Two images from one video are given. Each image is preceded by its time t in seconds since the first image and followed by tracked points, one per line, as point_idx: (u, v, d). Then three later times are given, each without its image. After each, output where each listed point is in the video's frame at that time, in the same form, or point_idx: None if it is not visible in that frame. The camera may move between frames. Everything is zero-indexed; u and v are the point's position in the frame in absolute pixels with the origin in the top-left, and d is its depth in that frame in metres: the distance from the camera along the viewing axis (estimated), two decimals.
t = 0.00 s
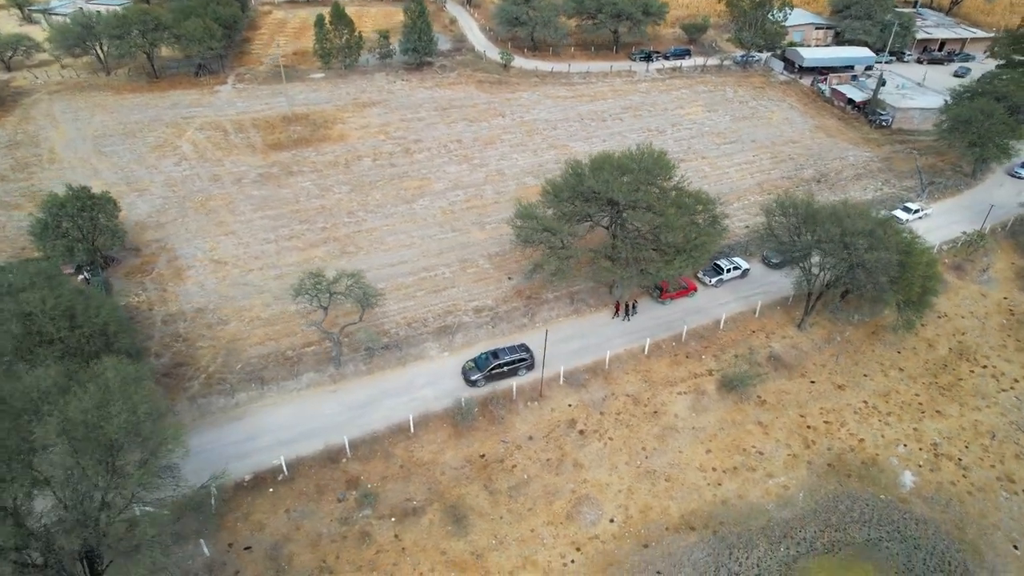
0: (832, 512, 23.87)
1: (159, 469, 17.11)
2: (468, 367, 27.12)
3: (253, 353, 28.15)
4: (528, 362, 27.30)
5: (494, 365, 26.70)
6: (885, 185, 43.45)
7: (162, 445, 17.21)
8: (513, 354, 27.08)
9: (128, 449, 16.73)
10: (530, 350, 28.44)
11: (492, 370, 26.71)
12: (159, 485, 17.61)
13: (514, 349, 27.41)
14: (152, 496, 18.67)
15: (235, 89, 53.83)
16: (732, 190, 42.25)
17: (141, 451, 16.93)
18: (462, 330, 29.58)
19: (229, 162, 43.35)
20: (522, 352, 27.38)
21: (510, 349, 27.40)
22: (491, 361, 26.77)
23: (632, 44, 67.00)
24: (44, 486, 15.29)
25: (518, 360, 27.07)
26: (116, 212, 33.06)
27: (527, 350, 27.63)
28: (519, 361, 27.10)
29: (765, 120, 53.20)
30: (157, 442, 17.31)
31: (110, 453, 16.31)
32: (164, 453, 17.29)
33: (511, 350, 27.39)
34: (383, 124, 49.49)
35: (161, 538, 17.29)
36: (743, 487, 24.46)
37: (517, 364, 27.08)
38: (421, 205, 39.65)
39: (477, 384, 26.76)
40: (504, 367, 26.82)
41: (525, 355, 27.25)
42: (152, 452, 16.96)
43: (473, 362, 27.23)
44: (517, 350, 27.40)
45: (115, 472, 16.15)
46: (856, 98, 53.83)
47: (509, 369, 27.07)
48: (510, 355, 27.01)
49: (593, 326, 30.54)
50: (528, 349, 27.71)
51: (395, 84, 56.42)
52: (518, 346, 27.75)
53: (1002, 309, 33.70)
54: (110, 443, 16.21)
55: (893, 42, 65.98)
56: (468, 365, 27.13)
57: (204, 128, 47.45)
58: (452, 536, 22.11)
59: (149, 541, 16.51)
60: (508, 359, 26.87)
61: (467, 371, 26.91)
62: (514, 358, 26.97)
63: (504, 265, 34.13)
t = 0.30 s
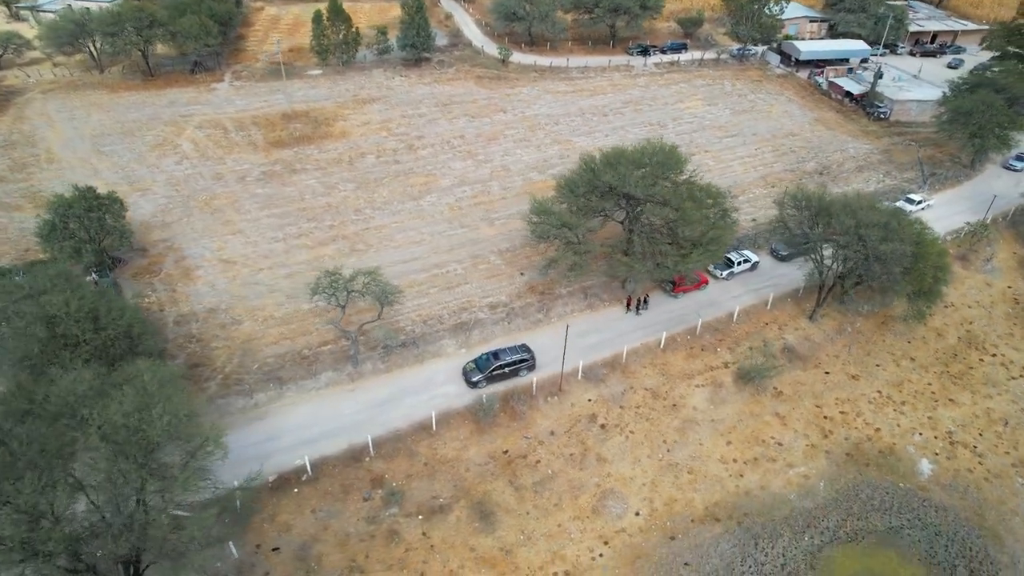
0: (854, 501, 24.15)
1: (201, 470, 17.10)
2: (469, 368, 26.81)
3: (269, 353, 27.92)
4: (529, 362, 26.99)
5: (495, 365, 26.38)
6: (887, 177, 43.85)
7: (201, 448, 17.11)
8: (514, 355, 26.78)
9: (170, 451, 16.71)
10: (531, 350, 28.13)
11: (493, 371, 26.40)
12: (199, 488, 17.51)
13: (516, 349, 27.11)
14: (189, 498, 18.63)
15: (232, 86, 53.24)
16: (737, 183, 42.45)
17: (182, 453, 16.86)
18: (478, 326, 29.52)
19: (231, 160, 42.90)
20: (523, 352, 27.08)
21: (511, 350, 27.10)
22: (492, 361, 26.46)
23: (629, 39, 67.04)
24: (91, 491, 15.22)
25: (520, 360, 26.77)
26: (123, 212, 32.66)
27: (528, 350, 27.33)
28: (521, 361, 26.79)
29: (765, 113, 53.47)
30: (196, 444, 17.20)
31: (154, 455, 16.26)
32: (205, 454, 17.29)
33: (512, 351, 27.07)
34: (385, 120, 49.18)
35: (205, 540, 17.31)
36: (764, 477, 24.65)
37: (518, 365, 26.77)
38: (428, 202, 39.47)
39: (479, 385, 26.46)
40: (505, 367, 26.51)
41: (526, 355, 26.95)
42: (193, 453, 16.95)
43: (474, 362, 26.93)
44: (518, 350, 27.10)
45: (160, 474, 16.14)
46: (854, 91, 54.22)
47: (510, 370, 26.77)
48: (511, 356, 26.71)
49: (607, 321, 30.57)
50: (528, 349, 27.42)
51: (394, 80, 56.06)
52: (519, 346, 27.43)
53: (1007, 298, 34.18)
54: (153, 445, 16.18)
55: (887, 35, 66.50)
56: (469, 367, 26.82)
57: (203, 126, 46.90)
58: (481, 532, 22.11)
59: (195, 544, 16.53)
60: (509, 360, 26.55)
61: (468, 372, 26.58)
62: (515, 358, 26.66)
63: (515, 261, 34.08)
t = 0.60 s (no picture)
0: (874, 490, 24.44)
1: (241, 472, 16.97)
2: (470, 370, 26.49)
3: (286, 353, 27.73)
4: (530, 363, 26.68)
5: (497, 366, 26.07)
6: (888, 170, 44.28)
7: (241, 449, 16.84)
8: (514, 356, 26.48)
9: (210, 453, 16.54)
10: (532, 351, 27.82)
11: (495, 372, 26.09)
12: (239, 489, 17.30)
13: (517, 350, 26.82)
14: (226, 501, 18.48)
15: (230, 84, 52.69)
16: (741, 177, 42.67)
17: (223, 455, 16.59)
18: (494, 323, 29.49)
19: (233, 159, 42.48)
20: (524, 353, 26.79)
21: (512, 351, 26.80)
22: (494, 362, 26.16)
23: (626, 33, 67.11)
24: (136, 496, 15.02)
25: (521, 361, 26.48)
26: (131, 213, 32.30)
27: (529, 351, 27.04)
28: (522, 362, 26.50)
29: (764, 107, 53.76)
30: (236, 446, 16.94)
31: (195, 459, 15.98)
32: (244, 455, 17.17)
33: (513, 351, 26.78)
34: (386, 117, 48.89)
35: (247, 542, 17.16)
36: (785, 469, 24.86)
37: (520, 366, 26.47)
38: (435, 199, 39.33)
39: (480, 388, 26.15)
40: (506, 369, 26.21)
41: (528, 356, 26.66)
42: (233, 456, 16.81)
43: (476, 364, 26.62)
44: (520, 351, 26.82)
45: (203, 478, 15.87)
46: (852, 84, 54.57)
47: (511, 372, 26.47)
48: (512, 357, 26.41)
49: (621, 316, 30.62)
50: (530, 350, 27.13)
51: (393, 76, 55.75)
52: (520, 347, 27.13)
53: (1012, 288, 34.67)
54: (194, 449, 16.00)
55: (881, 28, 67.02)
56: (470, 368, 26.50)
57: (203, 124, 46.37)
58: (509, 529, 22.13)
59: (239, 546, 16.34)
60: (510, 361, 26.25)
61: (469, 374, 26.27)
62: (517, 359, 26.37)
63: (526, 257, 34.08)
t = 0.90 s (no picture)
0: (894, 479, 24.72)
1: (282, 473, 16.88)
2: (473, 372, 26.24)
3: (302, 352, 27.52)
4: (532, 364, 26.46)
5: (499, 368, 25.83)
6: (890, 162, 44.66)
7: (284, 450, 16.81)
8: (517, 357, 26.24)
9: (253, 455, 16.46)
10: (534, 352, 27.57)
11: (497, 374, 25.85)
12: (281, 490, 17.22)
13: (518, 351, 26.56)
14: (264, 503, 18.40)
15: (227, 82, 52.08)
16: (746, 170, 42.86)
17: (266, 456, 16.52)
18: (510, 319, 29.46)
19: (236, 157, 42.03)
20: (526, 354, 26.52)
21: (513, 352, 26.55)
22: (496, 364, 25.91)
23: (623, 28, 67.14)
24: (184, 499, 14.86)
25: (522, 363, 26.21)
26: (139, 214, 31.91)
27: (531, 352, 26.81)
28: (524, 364, 26.25)
29: (764, 100, 54.00)
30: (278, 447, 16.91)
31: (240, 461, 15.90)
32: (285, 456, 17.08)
33: (515, 352, 26.55)
34: (388, 114, 48.57)
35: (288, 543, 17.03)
36: (806, 459, 25.08)
37: (522, 367, 26.22)
38: (443, 196, 39.16)
39: (482, 390, 25.92)
40: (507, 370, 25.96)
41: (529, 357, 26.38)
42: (275, 457, 16.75)
43: (478, 366, 26.36)
44: (522, 352, 26.56)
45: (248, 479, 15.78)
46: (851, 78, 54.65)
47: (513, 373, 26.23)
48: (514, 358, 26.15)
49: (636, 310, 30.71)
50: (532, 351, 26.87)
51: (392, 73, 55.36)
52: (521, 348, 26.88)
53: (1016, 277, 35.13)
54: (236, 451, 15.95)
55: (875, 21, 67.50)
56: (472, 370, 26.26)
57: (203, 123, 45.81)
58: (537, 524, 22.15)
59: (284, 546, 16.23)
60: (512, 362, 26.01)
61: (471, 377, 26.03)
62: (518, 360, 26.12)
63: (538, 253, 34.05)
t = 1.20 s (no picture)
0: (913, 467, 25.06)
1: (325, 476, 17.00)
2: (474, 376, 25.94)
3: (320, 352, 27.34)
4: (534, 366, 26.21)
5: (501, 372, 25.56)
6: (891, 154, 45.06)
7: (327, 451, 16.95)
8: (518, 360, 25.99)
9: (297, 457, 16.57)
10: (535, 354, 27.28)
11: (499, 378, 25.57)
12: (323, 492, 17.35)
13: (519, 354, 26.30)
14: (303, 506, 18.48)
15: (225, 79, 51.50)
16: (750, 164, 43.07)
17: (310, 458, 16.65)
18: (527, 315, 29.44)
19: (239, 156, 41.58)
20: (527, 356, 26.25)
21: (514, 354, 26.27)
22: (497, 367, 25.64)
23: (619, 22, 67.11)
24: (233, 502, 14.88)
25: (523, 365, 25.96)
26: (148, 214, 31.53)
27: (532, 354, 26.54)
28: (525, 366, 26.00)
29: (763, 94, 54.25)
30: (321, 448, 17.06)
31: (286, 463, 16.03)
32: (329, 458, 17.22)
33: (516, 355, 26.28)
34: (390, 111, 48.26)
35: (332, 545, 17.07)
36: (826, 449, 25.32)
37: (524, 370, 25.98)
38: (450, 192, 39.00)
39: (485, 394, 25.62)
40: (509, 373, 25.70)
41: (531, 360, 26.11)
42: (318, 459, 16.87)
43: (480, 369, 26.06)
44: (523, 354, 26.29)
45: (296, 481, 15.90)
46: (848, 70, 55.29)
47: (515, 376, 25.97)
48: (515, 361, 25.88)
49: (650, 305, 30.79)
50: (533, 352, 26.60)
51: (391, 69, 55.00)
52: (523, 350, 26.61)
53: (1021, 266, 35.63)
54: (280, 453, 16.09)
55: (869, 14, 68.01)
56: (473, 374, 25.97)
57: (203, 122, 45.27)
58: (565, 520, 22.19)
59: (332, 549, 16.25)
60: (513, 365, 25.75)
61: (472, 380, 25.74)
62: (520, 363, 25.86)
63: (549, 248, 34.04)
